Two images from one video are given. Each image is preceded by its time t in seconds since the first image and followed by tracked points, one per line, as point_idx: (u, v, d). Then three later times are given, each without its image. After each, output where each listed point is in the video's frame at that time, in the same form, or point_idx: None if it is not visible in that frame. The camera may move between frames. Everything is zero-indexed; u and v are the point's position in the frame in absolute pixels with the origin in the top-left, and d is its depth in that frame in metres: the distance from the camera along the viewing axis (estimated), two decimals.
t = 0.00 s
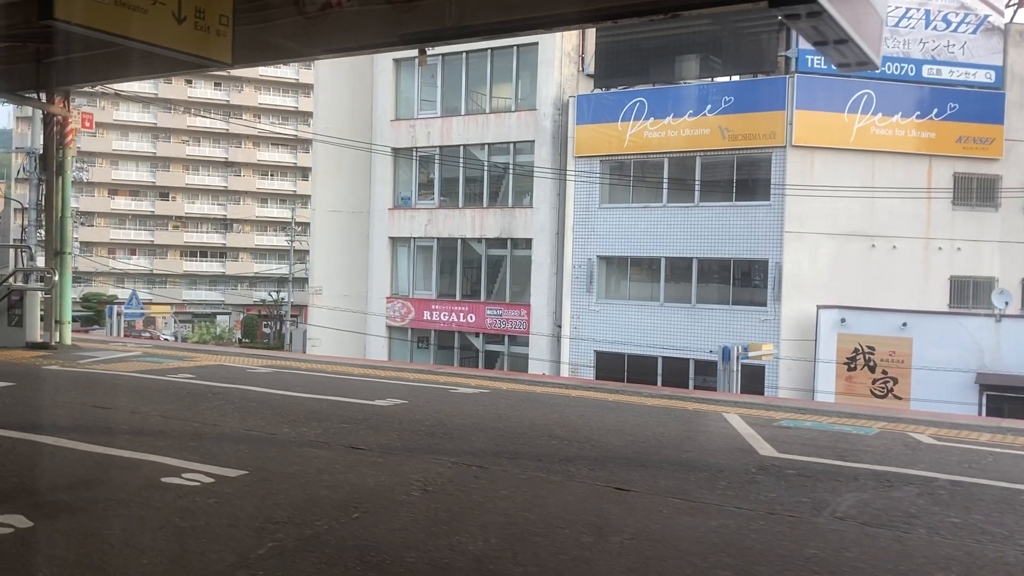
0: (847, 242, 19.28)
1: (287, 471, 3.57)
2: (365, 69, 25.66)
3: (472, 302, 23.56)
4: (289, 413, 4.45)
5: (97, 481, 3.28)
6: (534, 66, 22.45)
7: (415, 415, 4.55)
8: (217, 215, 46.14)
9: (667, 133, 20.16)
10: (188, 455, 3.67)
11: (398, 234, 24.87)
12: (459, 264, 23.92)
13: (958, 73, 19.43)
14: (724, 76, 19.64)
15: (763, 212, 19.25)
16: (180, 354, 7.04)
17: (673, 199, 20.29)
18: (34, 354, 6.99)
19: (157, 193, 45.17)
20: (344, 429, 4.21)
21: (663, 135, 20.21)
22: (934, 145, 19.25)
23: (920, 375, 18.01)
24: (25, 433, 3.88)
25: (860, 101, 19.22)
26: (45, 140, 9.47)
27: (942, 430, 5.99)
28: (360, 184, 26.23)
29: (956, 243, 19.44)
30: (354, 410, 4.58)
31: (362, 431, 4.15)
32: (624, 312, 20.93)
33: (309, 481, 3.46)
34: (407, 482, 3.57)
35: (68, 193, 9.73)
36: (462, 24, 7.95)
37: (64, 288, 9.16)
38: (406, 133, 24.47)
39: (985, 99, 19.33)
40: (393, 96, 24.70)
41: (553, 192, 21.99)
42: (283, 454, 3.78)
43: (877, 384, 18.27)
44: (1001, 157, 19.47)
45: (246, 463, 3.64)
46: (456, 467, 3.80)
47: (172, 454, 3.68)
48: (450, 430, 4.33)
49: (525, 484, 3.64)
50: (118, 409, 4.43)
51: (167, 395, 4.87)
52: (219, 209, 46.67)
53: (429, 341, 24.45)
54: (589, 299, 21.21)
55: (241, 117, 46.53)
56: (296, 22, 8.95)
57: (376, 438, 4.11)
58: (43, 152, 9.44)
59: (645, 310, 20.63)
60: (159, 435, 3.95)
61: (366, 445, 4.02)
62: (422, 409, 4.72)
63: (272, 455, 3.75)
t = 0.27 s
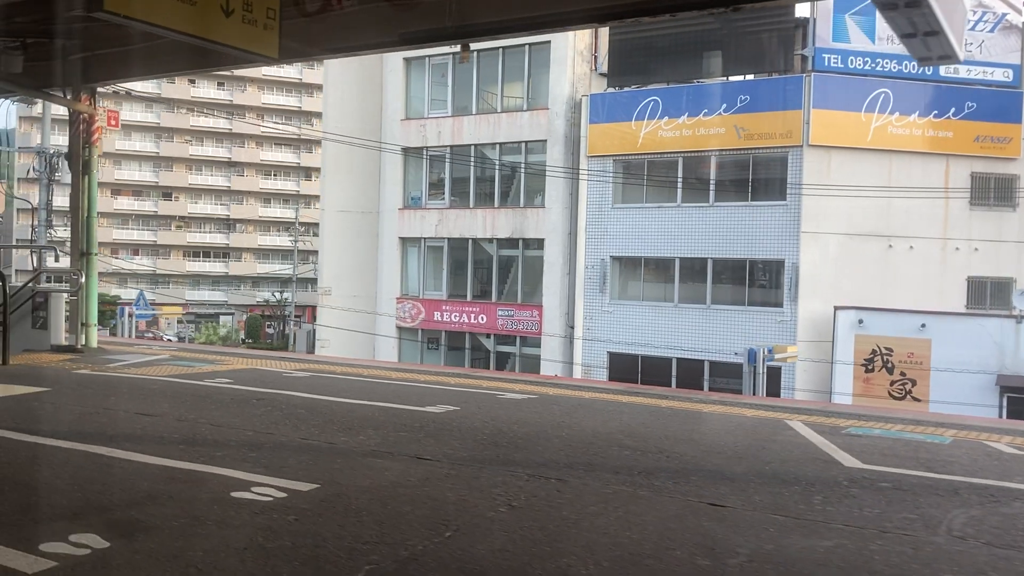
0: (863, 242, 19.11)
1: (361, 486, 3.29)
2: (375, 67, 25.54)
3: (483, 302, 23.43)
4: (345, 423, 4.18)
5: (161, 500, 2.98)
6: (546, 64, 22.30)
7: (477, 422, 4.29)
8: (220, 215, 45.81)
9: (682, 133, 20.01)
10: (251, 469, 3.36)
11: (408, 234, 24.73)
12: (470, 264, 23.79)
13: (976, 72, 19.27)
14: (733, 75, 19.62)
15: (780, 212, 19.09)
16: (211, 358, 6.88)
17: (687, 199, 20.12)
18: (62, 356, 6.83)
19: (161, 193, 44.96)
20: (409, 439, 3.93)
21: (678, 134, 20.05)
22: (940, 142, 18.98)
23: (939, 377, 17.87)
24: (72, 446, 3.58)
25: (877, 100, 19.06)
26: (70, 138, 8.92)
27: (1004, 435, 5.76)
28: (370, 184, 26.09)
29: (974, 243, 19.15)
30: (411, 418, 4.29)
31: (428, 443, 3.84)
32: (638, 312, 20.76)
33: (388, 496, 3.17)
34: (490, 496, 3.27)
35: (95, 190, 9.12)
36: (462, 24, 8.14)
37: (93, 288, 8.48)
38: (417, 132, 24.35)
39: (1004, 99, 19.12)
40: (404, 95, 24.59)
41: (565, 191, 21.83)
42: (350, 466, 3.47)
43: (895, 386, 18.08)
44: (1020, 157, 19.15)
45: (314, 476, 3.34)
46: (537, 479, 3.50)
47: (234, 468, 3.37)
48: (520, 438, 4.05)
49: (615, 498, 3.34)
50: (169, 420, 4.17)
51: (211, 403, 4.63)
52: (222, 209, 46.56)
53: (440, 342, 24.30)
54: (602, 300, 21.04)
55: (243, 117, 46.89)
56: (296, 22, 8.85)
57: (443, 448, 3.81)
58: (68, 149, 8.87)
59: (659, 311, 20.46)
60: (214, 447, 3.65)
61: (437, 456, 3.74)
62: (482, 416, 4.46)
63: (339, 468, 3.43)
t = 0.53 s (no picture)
0: (878, 242, 18.93)
1: (431, 498, 2.86)
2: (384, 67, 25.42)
3: (493, 303, 23.29)
4: (397, 430, 3.99)
5: (218, 517, 2.61)
6: (557, 63, 22.14)
7: (534, 428, 4.08)
8: (223, 215, 45.67)
9: (695, 132, 19.86)
10: (313, 479, 3.07)
11: (417, 234, 24.59)
12: (480, 264, 23.65)
13: (994, 71, 19.04)
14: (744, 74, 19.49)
15: (795, 212, 18.95)
16: (241, 360, 6.76)
17: (700, 199, 19.97)
18: (87, 359, 6.70)
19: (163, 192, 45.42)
20: (469, 448, 3.65)
21: (691, 133, 19.91)
22: (948, 141, 18.78)
23: (956, 379, 17.74)
24: (121, 455, 3.38)
25: (892, 99, 18.90)
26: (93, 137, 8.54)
27: None
28: (378, 184, 25.96)
29: (990, 244, 18.91)
30: (463, 426, 4.09)
31: (491, 451, 3.60)
32: (651, 313, 20.61)
33: (464, 510, 2.73)
34: (577, 504, 2.84)
35: (118, 190, 8.69)
36: (462, 24, 7.96)
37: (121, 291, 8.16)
38: (426, 131, 24.20)
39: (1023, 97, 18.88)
40: (413, 94, 24.46)
41: (576, 191, 21.69)
42: (414, 475, 3.16)
43: (912, 387, 17.95)
44: None
45: (380, 486, 2.99)
46: (620, 490, 3.03)
47: (294, 477, 3.10)
48: (586, 445, 3.73)
49: (718, 511, 2.85)
50: (215, 427, 3.99)
51: (252, 408, 4.48)
52: (225, 209, 46.29)
53: (449, 342, 24.17)
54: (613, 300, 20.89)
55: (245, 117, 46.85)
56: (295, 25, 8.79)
57: (507, 454, 3.54)
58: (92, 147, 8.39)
59: (672, 312, 20.32)
60: (269, 455, 3.44)
61: (504, 464, 3.38)
62: (537, 422, 4.24)
63: (403, 478, 3.12)
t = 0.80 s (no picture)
0: (893, 243, 18.77)
1: (507, 510, 2.72)
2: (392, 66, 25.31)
3: (502, 303, 23.17)
4: (450, 437, 3.86)
5: (288, 532, 2.46)
6: (567, 62, 22.01)
7: (591, 435, 3.94)
8: (226, 215, 45.48)
9: (708, 131, 19.70)
10: (377, 490, 2.94)
11: (426, 234, 24.47)
12: (489, 264, 23.51)
13: (1008, 70, 18.91)
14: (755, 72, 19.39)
15: (808, 211, 18.86)
16: (269, 363, 6.63)
17: (712, 199, 19.85)
18: (111, 362, 6.56)
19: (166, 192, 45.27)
20: (528, 457, 3.52)
21: (703, 132, 19.76)
22: (958, 140, 18.62)
23: (972, 380, 17.60)
24: (171, 463, 3.25)
25: (907, 99, 18.77)
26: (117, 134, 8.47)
27: None
28: (385, 183, 25.83)
29: (1006, 244, 18.67)
30: (515, 433, 3.96)
31: (551, 460, 3.47)
32: (662, 313, 20.49)
33: (544, 525, 2.59)
34: (658, 516, 2.71)
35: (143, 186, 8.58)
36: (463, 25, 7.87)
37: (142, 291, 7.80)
38: (435, 131, 24.10)
39: None
40: (422, 94, 24.35)
41: (587, 190, 21.57)
42: (480, 485, 3.04)
43: (928, 389, 17.83)
44: None
45: (450, 498, 2.85)
46: (700, 502, 2.88)
47: (357, 488, 2.97)
48: (649, 454, 3.59)
49: (809, 525, 2.71)
50: (260, 434, 3.86)
51: (293, 414, 4.35)
52: (227, 209, 46.13)
53: (458, 343, 24.03)
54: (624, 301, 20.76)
55: (248, 117, 46.57)
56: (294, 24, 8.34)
57: (570, 464, 3.41)
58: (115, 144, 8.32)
59: (684, 312, 20.22)
60: (325, 464, 3.31)
61: (570, 474, 3.25)
62: (591, 429, 4.09)
63: (470, 487, 2.99)
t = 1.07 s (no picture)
0: (906, 243, 18.61)
1: (582, 524, 2.59)
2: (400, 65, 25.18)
3: (511, 303, 23.04)
4: (501, 443, 3.73)
5: (359, 548, 2.34)
6: (577, 60, 21.87)
7: (645, 442, 3.81)
8: (228, 215, 45.19)
9: (719, 130, 19.57)
10: (441, 501, 2.82)
11: (434, 234, 24.34)
12: (498, 264, 23.39)
13: None
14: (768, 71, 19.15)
15: (821, 211, 18.75)
16: (296, 365, 6.49)
17: (724, 199, 19.70)
18: (135, 364, 6.43)
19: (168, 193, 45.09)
20: (587, 465, 3.39)
21: (715, 132, 19.64)
22: (962, 138, 18.49)
23: (988, 381, 17.47)
24: (221, 472, 3.13)
25: (921, 98, 18.64)
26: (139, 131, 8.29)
27: None
28: (393, 183, 25.72)
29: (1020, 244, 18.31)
30: (566, 439, 3.83)
31: (612, 468, 3.35)
32: (674, 313, 20.39)
33: (625, 541, 2.46)
34: (741, 531, 2.59)
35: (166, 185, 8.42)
36: (462, 25, 7.58)
37: (163, 292, 7.59)
38: (443, 130, 23.99)
39: None
40: (430, 93, 24.24)
41: (596, 190, 21.45)
42: (547, 495, 2.91)
43: (942, 390, 17.72)
44: None
45: (519, 509, 2.73)
46: (781, 515, 2.76)
47: (420, 500, 2.84)
48: (711, 463, 3.46)
49: (902, 540, 2.59)
50: (304, 441, 3.74)
51: (333, 419, 4.23)
52: (230, 208, 46.11)
53: (466, 343, 23.90)
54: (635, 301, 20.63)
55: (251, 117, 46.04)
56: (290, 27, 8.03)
57: (631, 473, 3.29)
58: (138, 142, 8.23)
59: (695, 313, 20.13)
60: (380, 472, 3.18)
61: (636, 484, 3.12)
62: (644, 435, 3.97)
63: (538, 498, 2.87)
